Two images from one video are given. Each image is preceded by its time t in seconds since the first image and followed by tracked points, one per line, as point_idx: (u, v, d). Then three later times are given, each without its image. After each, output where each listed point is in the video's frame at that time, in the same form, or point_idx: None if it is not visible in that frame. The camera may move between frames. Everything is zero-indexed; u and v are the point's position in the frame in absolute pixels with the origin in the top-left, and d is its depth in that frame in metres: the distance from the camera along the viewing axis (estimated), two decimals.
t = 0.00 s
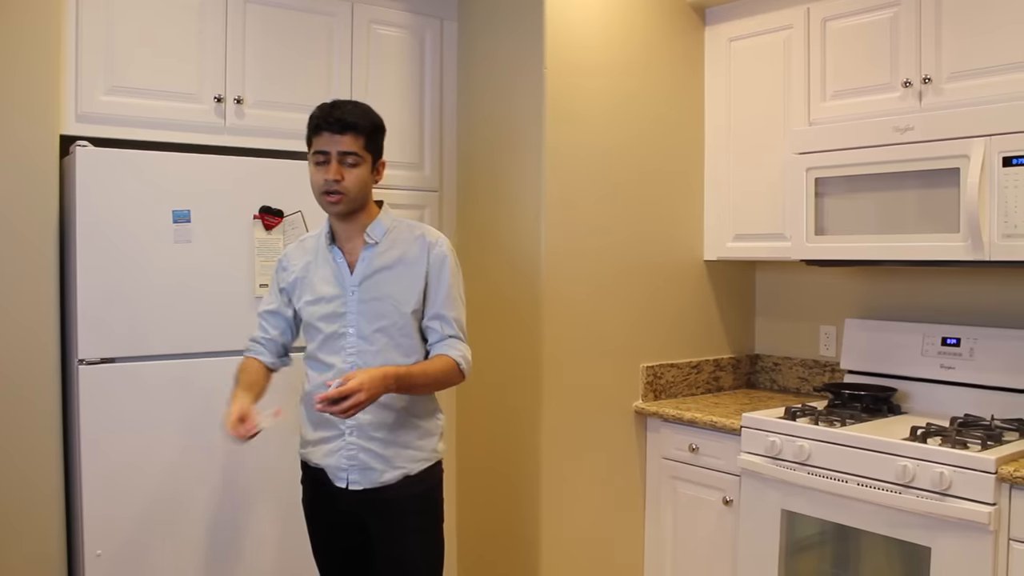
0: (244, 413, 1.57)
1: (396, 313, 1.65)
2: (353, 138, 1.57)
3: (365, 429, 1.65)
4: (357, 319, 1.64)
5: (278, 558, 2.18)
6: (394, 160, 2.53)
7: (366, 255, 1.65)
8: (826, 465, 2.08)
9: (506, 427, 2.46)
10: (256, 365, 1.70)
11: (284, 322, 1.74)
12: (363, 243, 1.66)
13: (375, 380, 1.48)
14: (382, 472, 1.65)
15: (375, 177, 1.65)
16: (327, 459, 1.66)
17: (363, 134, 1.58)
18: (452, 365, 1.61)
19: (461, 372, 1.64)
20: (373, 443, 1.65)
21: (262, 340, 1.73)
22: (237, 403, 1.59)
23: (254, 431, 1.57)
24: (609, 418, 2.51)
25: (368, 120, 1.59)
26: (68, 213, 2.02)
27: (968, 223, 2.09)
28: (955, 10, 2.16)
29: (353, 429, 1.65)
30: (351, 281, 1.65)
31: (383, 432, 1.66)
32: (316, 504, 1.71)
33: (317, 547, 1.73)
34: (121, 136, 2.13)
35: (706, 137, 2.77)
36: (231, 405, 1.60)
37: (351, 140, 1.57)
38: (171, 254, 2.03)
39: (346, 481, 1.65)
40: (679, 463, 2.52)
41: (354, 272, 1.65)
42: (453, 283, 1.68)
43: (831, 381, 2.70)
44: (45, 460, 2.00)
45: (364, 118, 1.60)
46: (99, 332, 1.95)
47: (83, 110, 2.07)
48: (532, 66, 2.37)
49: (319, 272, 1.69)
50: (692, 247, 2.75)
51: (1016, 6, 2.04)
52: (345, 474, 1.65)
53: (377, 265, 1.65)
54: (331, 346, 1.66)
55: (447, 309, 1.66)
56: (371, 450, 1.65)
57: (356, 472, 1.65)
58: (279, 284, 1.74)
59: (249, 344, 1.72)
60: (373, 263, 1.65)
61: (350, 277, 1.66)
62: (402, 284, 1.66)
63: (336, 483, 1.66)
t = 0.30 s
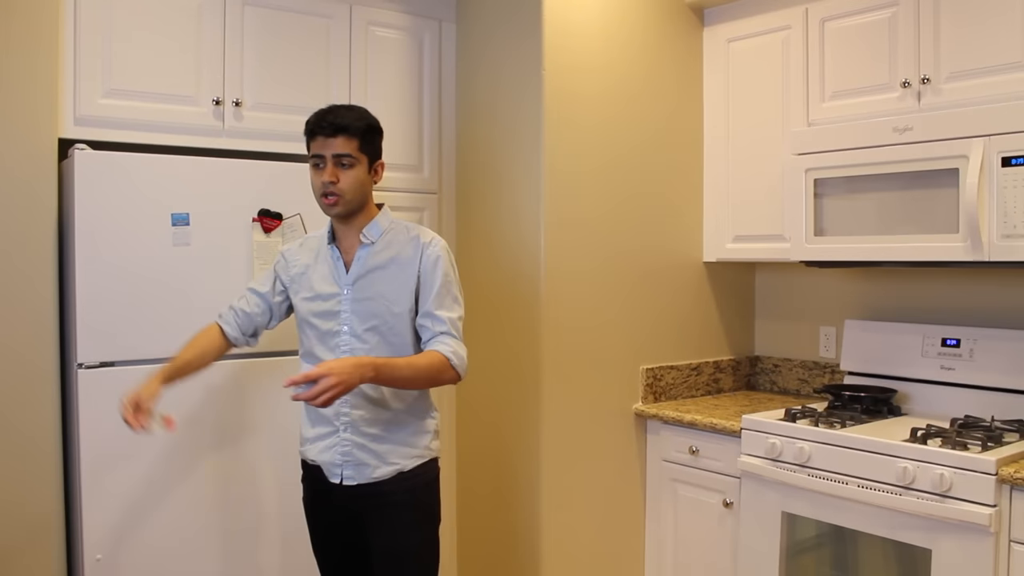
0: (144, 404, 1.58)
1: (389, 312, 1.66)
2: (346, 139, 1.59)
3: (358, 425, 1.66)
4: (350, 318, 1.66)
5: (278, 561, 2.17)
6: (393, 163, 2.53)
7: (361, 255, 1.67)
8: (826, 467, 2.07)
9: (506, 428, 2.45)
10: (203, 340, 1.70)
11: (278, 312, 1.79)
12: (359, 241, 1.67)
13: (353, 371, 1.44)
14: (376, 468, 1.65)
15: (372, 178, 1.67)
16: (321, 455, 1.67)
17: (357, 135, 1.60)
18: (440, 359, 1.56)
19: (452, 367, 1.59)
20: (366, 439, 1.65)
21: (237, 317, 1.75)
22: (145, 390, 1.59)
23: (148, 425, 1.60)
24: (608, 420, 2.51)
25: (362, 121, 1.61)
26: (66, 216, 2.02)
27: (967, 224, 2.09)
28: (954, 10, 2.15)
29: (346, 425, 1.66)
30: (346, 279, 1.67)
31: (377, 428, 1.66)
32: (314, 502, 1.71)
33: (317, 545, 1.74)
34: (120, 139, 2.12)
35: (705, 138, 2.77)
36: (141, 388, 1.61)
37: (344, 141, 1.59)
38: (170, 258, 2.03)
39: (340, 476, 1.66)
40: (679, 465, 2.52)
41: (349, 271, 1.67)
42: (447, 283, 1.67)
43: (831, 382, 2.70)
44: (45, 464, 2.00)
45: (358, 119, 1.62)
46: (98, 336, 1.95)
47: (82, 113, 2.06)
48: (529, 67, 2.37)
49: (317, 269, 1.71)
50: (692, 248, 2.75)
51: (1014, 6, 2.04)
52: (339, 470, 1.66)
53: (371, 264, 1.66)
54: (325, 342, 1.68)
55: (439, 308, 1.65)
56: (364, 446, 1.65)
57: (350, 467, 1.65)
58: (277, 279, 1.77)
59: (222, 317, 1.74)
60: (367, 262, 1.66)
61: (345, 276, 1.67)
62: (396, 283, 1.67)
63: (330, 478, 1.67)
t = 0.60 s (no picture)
0: (127, 328, 1.67)
1: (389, 319, 1.66)
2: (348, 155, 1.59)
3: (358, 431, 1.66)
4: (352, 324, 1.66)
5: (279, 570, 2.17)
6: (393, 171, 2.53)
7: (365, 262, 1.67)
8: (828, 475, 2.07)
9: (506, 436, 2.45)
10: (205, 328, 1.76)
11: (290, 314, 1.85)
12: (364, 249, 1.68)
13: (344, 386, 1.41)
14: (374, 473, 1.65)
15: (377, 187, 1.67)
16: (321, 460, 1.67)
17: (359, 149, 1.60)
18: (432, 366, 1.54)
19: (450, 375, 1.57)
20: (365, 445, 1.66)
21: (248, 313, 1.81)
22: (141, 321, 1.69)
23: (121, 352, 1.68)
24: (609, 428, 2.51)
25: (363, 135, 1.60)
26: (67, 224, 2.02)
27: (968, 231, 2.09)
28: (953, 19, 2.16)
29: (346, 431, 1.66)
30: (350, 285, 1.68)
31: (376, 434, 1.66)
32: (316, 509, 1.72)
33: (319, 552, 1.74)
34: (121, 148, 2.12)
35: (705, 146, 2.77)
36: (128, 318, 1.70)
37: (346, 157, 1.59)
38: (170, 266, 2.03)
39: (338, 481, 1.66)
40: (680, 473, 2.52)
41: (353, 277, 1.67)
42: (450, 291, 1.66)
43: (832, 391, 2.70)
44: (45, 473, 2.00)
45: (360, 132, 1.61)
46: (99, 345, 1.95)
47: (82, 121, 2.06)
48: (530, 76, 2.38)
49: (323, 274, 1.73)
50: (692, 256, 2.75)
51: (1014, 14, 2.04)
52: (337, 475, 1.66)
53: (375, 272, 1.66)
54: (327, 346, 1.69)
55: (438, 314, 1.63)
56: (362, 451, 1.65)
57: (348, 473, 1.65)
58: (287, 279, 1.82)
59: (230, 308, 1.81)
60: (371, 269, 1.67)
61: (349, 282, 1.68)
62: (398, 291, 1.66)
63: (330, 484, 1.67)
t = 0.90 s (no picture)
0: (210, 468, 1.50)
1: (413, 328, 1.52)
2: (378, 160, 1.45)
3: (381, 440, 1.53)
4: (373, 332, 1.52)
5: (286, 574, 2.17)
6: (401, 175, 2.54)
7: (383, 269, 1.54)
8: (835, 480, 2.07)
9: (514, 441, 2.45)
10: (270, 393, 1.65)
11: (300, 336, 1.66)
12: (384, 256, 1.54)
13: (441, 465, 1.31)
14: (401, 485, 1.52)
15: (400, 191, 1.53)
16: (344, 473, 1.55)
17: (388, 153, 1.47)
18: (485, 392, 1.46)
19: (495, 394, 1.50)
20: (391, 456, 1.53)
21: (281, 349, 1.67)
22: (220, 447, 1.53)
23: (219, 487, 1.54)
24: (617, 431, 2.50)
25: (392, 139, 1.47)
26: (76, 227, 2.03)
27: (975, 236, 2.09)
28: (961, 25, 2.16)
29: (369, 440, 1.53)
30: (369, 292, 1.54)
31: (400, 444, 1.53)
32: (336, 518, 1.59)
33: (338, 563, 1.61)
34: (130, 152, 2.13)
35: (712, 151, 2.77)
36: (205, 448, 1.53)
37: (375, 163, 1.45)
38: (179, 270, 2.04)
39: (364, 494, 1.54)
40: (688, 478, 2.51)
41: (372, 284, 1.54)
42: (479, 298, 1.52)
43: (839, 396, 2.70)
44: (53, 476, 2.00)
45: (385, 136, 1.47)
46: (107, 349, 1.95)
47: (92, 125, 2.08)
48: (537, 82, 2.38)
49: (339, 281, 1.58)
50: (699, 261, 2.75)
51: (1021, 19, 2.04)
52: (361, 487, 1.54)
53: (396, 277, 1.53)
54: (349, 357, 1.55)
55: (473, 327, 1.51)
56: (388, 462, 1.52)
57: (373, 483, 1.53)
58: (303, 295, 1.66)
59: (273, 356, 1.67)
60: (391, 276, 1.53)
61: (368, 289, 1.54)
62: (421, 297, 1.52)
63: (354, 496, 1.55)
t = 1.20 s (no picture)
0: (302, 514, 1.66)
1: (437, 323, 1.45)
2: (418, 148, 1.46)
3: (407, 444, 1.46)
4: (396, 331, 1.46)
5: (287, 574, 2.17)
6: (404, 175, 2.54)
7: (405, 265, 1.47)
8: (837, 481, 2.07)
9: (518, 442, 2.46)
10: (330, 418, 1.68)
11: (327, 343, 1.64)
12: (403, 251, 1.48)
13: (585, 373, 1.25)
14: (429, 489, 1.45)
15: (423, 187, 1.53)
16: (370, 479, 1.47)
17: (426, 144, 1.48)
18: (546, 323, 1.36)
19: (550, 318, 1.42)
20: (417, 459, 1.45)
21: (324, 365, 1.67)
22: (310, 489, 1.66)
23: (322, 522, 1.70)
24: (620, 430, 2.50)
25: (429, 131, 1.49)
26: (79, 226, 2.03)
27: (979, 238, 2.08)
28: (965, 26, 2.16)
29: (395, 444, 1.46)
30: (390, 290, 1.47)
31: (428, 447, 1.45)
32: (353, 526, 1.52)
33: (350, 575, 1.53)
34: (133, 151, 2.14)
35: (715, 152, 2.77)
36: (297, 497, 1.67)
37: (417, 152, 1.46)
38: (182, 269, 2.04)
39: (390, 500, 1.46)
40: (690, 479, 2.51)
41: (392, 282, 1.47)
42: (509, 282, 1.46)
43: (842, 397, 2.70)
44: (55, 474, 2.00)
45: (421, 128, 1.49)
46: (110, 348, 1.95)
47: (95, 124, 2.08)
48: (541, 82, 2.38)
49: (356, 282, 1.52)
50: (702, 262, 2.75)
51: None
52: (388, 493, 1.46)
53: (418, 274, 1.46)
54: (372, 358, 1.48)
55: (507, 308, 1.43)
56: (415, 466, 1.45)
57: (400, 490, 1.45)
58: (324, 298, 1.60)
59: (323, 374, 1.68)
60: (412, 272, 1.46)
61: (389, 287, 1.48)
62: (447, 292, 1.47)
63: (380, 503, 1.47)
